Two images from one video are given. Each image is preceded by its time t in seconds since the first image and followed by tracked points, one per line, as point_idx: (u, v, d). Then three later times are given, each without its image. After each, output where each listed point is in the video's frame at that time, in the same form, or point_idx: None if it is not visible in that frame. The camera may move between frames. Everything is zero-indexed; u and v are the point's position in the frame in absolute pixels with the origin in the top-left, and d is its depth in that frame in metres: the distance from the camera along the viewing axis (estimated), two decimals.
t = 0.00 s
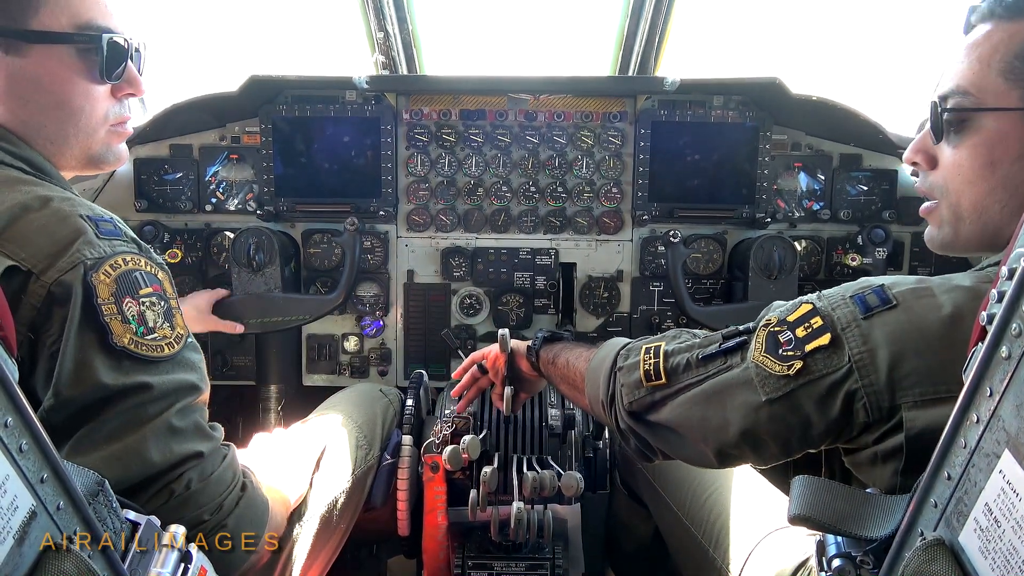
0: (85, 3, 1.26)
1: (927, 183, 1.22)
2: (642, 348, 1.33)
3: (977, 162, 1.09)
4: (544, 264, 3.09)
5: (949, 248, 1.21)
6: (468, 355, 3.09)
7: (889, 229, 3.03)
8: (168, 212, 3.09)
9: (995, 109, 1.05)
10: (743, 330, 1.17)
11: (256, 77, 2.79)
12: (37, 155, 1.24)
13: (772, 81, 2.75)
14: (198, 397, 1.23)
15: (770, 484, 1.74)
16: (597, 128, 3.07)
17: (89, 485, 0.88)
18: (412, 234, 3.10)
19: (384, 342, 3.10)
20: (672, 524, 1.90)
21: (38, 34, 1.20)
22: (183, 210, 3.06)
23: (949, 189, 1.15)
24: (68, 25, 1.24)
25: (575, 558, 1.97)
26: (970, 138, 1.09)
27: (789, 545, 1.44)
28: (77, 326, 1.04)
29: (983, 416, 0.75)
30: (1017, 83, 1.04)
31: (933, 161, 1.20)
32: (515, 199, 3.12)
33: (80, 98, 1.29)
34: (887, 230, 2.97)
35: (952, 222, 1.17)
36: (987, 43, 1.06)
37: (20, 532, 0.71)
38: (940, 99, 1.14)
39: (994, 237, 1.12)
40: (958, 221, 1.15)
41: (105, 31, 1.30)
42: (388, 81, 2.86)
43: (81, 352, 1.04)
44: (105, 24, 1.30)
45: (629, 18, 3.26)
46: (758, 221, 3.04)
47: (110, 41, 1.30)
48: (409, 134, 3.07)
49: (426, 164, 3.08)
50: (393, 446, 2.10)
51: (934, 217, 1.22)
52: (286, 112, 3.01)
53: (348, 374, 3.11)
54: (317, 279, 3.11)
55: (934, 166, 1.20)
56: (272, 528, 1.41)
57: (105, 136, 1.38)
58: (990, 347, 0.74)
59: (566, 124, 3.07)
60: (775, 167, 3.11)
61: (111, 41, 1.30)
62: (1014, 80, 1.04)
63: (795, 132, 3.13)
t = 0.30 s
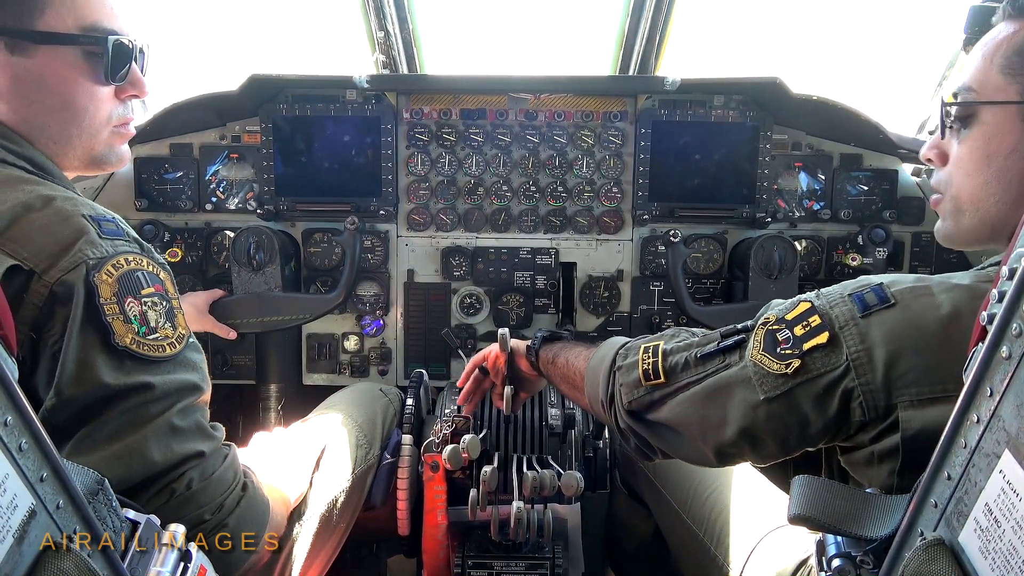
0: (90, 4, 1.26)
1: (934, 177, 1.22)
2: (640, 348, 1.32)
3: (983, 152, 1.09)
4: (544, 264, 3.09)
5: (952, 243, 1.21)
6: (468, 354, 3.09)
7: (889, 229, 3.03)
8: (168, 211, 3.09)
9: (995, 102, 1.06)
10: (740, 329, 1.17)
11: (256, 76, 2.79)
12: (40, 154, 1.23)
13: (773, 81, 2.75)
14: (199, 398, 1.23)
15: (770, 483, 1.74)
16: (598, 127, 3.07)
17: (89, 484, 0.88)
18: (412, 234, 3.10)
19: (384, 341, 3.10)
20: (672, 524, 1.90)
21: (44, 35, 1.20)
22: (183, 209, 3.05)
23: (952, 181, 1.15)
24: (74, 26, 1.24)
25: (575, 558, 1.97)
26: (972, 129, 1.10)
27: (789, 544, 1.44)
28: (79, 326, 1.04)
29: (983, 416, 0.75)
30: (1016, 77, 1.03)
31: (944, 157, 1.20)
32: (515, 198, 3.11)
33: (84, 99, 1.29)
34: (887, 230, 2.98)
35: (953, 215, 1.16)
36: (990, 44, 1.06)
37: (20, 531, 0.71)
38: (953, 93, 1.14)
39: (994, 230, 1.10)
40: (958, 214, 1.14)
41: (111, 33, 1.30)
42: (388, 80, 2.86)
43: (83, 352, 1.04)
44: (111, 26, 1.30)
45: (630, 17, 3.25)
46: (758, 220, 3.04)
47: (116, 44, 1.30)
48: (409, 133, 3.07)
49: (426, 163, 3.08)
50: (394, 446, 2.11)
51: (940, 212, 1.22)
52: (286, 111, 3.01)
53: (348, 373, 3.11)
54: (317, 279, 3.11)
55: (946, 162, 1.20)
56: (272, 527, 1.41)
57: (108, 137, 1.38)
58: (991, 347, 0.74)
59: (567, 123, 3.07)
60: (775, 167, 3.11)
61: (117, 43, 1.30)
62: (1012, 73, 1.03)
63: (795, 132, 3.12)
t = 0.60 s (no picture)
0: (89, 3, 1.26)
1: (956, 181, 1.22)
2: (641, 340, 1.31)
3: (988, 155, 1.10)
4: (544, 264, 3.08)
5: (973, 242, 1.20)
6: (467, 354, 3.09)
7: (889, 230, 3.02)
8: (168, 211, 3.09)
9: (1001, 106, 1.06)
10: (743, 327, 1.16)
11: (256, 76, 2.79)
12: (39, 154, 1.23)
13: (773, 81, 2.75)
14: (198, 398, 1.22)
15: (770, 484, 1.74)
16: (598, 127, 3.07)
17: (88, 484, 0.88)
18: (412, 233, 3.10)
19: (384, 341, 3.11)
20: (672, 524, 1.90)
21: (42, 34, 1.20)
22: (183, 208, 3.05)
23: (965, 184, 1.15)
24: (72, 24, 1.24)
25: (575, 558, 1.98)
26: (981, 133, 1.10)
27: (789, 545, 1.44)
28: (77, 326, 1.04)
29: (983, 416, 0.75)
30: (1019, 80, 1.03)
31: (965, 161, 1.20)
32: (515, 198, 3.11)
33: (82, 98, 1.29)
34: (887, 230, 2.97)
35: (969, 218, 1.16)
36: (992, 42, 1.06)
37: (19, 530, 0.71)
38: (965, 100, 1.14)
39: (1009, 232, 1.09)
40: (972, 216, 1.14)
41: (110, 32, 1.30)
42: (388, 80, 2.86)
43: (81, 352, 1.04)
44: (109, 25, 1.30)
45: (630, 16, 3.25)
46: (758, 220, 3.04)
47: (115, 42, 1.30)
48: (409, 133, 3.07)
49: (426, 163, 3.08)
50: (393, 445, 2.11)
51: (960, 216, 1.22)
52: (286, 110, 3.01)
53: (348, 372, 3.11)
54: (317, 278, 3.11)
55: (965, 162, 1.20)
56: (271, 527, 1.41)
57: (107, 136, 1.38)
58: (991, 347, 0.74)
59: (567, 123, 3.07)
60: (775, 167, 3.11)
61: (116, 42, 1.30)
62: (1016, 77, 1.03)
63: (796, 132, 3.12)
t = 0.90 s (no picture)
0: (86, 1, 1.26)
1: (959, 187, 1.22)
2: (634, 354, 1.30)
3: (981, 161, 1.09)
4: (544, 264, 3.08)
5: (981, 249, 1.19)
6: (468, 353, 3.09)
7: (889, 230, 3.02)
8: (168, 210, 3.09)
9: (988, 114, 1.06)
10: (741, 338, 1.16)
11: (256, 75, 2.78)
12: (39, 154, 1.23)
13: (773, 81, 2.75)
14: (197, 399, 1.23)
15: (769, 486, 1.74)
16: (598, 127, 3.07)
17: (89, 484, 0.88)
18: (412, 233, 3.10)
19: (384, 341, 3.11)
20: (672, 525, 1.90)
21: (38, 32, 1.19)
22: (183, 207, 3.05)
23: (966, 192, 1.15)
24: (69, 23, 1.23)
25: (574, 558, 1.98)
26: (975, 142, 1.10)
27: (789, 547, 1.44)
28: (77, 326, 1.04)
29: (983, 417, 0.75)
30: (1005, 86, 1.04)
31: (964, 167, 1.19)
32: (515, 197, 3.11)
33: (80, 96, 1.29)
34: (887, 230, 2.94)
35: (975, 224, 1.15)
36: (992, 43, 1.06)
37: (19, 530, 0.71)
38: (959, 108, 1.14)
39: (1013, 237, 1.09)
40: (977, 223, 1.14)
41: (106, 30, 1.30)
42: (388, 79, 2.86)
43: (81, 352, 1.04)
44: (105, 22, 1.30)
45: (631, 16, 3.25)
46: (758, 220, 3.04)
47: (110, 40, 1.30)
48: (409, 133, 3.07)
49: (426, 162, 3.08)
50: (393, 445, 2.10)
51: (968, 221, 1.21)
52: (286, 109, 3.01)
53: (348, 372, 3.11)
54: (317, 278, 3.11)
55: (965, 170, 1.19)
56: (272, 528, 1.41)
57: (105, 135, 1.38)
58: (991, 348, 0.74)
59: (567, 123, 3.07)
60: (776, 167, 3.11)
61: (112, 39, 1.31)
62: (1000, 83, 1.04)
63: (795, 132, 3.13)
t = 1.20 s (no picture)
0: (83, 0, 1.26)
1: (945, 192, 1.22)
2: (641, 337, 1.31)
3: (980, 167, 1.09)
4: (544, 264, 3.08)
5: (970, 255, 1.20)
6: (467, 353, 3.09)
7: (889, 230, 3.03)
8: (167, 211, 3.09)
9: (991, 118, 1.06)
10: (745, 326, 1.15)
11: (256, 75, 2.79)
12: (37, 154, 1.23)
13: (772, 80, 2.75)
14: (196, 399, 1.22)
15: (769, 486, 1.75)
16: (598, 127, 3.07)
17: (88, 484, 0.88)
18: (411, 233, 3.10)
19: (384, 341, 3.11)
20: (671, 524, 1.90)
21: (34, 32, 1.19)
22: (183, 208, 3.05)
23: (962, 198, 1.14)
24: (65, 22, 1.23)
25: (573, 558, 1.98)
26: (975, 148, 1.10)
27: (787, 547, 1.44)
28: (75, 327, 1.04)
29: (981, 417, 0.75)
30: (1008, 90, 1.04)
31: (953, 173, 1.19)
32: (515, 197, 3.11)
33: (77, 96, 1.29)
34: (886, 230, 2.97)
35: (968, 230, 1.15)
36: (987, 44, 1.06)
37: (18, 530, 0.71)
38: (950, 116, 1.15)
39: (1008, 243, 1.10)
40: (972, 228, 1.14)
41: (102, 29, 1.30)
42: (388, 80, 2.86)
43: (79, 352, 1.04)
44: (102, 21, 1.30)
45: (630, 16, 3.25)
46: (757, 220, 3.04)
47: (107, 39, 1.30)
48: (409, 133, 3.07)
49: (426, 163, 3.08)
50: (393, 446, 2.09)
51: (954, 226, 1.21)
52: (285, 110, 3.01)
53: (348, 372, 3.11)
54: (317, 278, 3.11)
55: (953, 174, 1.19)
56: (272, 528, 1.41)
57: (104, 135, 1.38)
58: (989, 348, 0.74)
59: (567, 123, 3.07)
60: (775, 167, 3.11)
61: (108, 39, 1.30)
62: (1004, 86, 1.04)
63: (795, 132, 3.13)
